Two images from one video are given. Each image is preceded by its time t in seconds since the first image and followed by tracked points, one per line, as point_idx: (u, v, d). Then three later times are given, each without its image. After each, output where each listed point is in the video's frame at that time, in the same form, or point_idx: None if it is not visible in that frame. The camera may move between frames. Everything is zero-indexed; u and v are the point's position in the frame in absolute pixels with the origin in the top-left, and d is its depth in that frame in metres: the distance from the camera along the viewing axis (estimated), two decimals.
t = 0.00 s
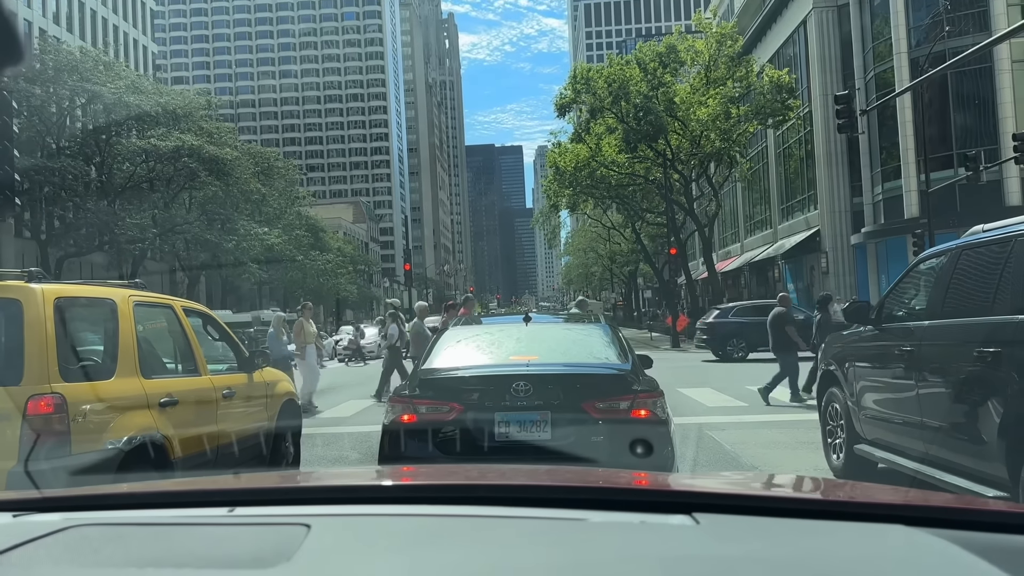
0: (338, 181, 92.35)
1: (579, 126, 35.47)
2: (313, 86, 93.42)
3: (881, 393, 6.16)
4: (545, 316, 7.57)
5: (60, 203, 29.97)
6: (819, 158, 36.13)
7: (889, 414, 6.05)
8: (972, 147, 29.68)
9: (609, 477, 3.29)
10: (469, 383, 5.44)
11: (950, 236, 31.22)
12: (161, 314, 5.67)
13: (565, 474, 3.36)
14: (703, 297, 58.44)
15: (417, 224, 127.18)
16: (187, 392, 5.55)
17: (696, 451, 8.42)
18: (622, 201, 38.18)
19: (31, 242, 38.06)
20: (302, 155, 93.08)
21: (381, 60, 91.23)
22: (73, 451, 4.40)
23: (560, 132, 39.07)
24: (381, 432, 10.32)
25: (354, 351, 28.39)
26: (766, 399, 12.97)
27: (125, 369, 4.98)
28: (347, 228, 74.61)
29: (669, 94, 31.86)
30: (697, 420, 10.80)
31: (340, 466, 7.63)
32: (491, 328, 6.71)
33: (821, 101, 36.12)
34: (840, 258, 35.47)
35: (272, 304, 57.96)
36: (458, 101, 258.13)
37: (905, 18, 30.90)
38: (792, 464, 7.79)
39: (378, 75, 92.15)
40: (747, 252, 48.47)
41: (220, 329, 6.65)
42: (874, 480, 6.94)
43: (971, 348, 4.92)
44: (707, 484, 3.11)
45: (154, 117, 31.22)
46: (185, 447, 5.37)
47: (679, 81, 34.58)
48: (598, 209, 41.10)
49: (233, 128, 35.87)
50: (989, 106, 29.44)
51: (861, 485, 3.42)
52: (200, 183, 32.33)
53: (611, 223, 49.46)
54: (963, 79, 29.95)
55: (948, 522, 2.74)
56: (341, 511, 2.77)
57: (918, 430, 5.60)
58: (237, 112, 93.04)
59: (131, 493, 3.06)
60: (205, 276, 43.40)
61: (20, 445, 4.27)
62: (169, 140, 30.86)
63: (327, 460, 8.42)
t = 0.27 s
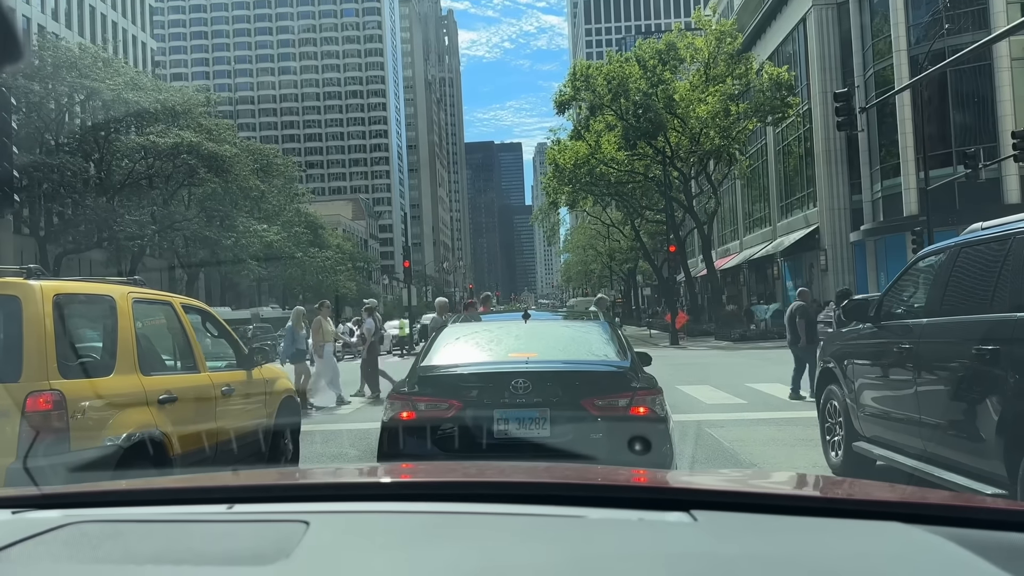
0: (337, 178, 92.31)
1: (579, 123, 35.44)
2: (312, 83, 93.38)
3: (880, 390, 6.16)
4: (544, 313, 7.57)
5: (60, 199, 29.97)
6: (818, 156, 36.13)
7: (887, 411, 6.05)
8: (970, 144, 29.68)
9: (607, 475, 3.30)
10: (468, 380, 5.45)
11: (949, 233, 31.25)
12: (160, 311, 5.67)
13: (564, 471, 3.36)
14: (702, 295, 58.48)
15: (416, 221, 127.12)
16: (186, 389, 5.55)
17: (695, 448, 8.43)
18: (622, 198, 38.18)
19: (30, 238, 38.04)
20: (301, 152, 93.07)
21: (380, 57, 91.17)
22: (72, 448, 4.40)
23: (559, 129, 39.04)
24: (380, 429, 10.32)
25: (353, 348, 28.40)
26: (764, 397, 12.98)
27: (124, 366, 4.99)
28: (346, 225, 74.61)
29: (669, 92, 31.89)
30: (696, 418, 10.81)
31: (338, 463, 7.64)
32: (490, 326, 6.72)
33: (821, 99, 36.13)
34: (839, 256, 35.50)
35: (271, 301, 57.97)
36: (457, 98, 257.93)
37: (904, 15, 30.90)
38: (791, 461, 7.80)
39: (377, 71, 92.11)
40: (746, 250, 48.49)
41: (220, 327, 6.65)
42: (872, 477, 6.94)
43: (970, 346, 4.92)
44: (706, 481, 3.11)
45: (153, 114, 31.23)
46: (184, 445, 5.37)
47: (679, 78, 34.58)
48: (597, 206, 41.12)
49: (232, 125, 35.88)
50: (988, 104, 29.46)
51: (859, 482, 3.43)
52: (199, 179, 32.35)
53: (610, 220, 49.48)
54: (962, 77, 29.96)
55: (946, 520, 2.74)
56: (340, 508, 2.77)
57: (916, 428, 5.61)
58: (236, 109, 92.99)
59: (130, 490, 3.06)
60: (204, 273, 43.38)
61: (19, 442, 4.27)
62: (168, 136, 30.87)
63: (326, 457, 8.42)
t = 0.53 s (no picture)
0: (337, 176, 92.29)
1: (578, 121, 35.44)
2: (311, 80, 93.31)
3: (879, 387, 6.16)
4: (543, 310, 7.55)
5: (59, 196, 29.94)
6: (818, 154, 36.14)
7: (886, 409, 6.05)
8: (970, 143, 29.68)
9: (606, 470, 3.29)
10: (468, 378, 5.45)
11: (948, 231, 31.24)
12: (159, 308, 5.66)
13: (563, 466, 3.36)
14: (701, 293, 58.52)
15: (416, 219, 127.07)
16: (185, 386, 5.54)
17: (694, 446, 8.42)
18: (622, 197, 38.19)
19: (30, 236, 38.07)
20: (300, 149, 92.99)
21: (380, 54, 91.11)
22: (71, 444, 4.40)
23: (560, 127, 38.94)
24: (380, 427, 10.32)
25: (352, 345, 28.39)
26: (764, 394, 12.98)
27: (123, 363, 4.98)
28: (346, 223, 74.61)
29: (669, 90, 31.86)
30: (695, 416, 10.80)
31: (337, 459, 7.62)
32: (489, 323, 6.70)
33: (820, 97, 36.13)
34: (838, 255, 35.52)
35: (270, 298, 57.95)
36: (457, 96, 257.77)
37: (904, 13, 30.89)
38: (789, 459, 7.80)
39: (377, 69, 92.08)
40: (746, 248, 48.49)
41: (218, 323, 6.64)
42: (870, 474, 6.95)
43: (969, 343, 4.92)
44: (703, 476, 3.11)
45: (152, 111, 31.23)
46: (183, 442, 5.37)
47: (679, 76, 34.58)
48: (597, 204, 41.11)
49: (232, 122, 35.88)
50: (989, 102, 29.46)
51: (858, 478, 3.43)
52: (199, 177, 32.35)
53: (609, 218, 49.45)
54: (962, 75, 29.95)
55: (944, 515, 2.75)
56: (339, 503, 2.77)
57: (915, 425, 5.61)
58: (235, 107, 92.92)
59: (128, 485, 3.06)
60: (203, 270, 43.34)
61: (18, 439, 4.26)
62: (167, 133, 30.85)
63: (326, 454, 8.43)
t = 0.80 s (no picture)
0: (337, 174, 92.23)
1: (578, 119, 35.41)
2: (311, 78, 93.22)
3: (878, 386, 6.16)
4: (543, 308, 7.54)
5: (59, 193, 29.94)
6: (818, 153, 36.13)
7: (885, 407, 6.05)
8: (971, 141, 29.67)
9: (605, 468, 3.29)
10: (467, 376, 5.44)
11: (948, 229, 31.21)
12: (159, 306, 5.66)
13: (562, 465, 3.35)
14: (701, 291, 58.52)
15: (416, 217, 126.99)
16: (185, 384, 5.54)
17: (692, 444, 8.42)
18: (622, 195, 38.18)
19: (29, 233, 38.04)
20: (300, 147, 92.94)
21: (380, 52, 91.02)
22: (70, 442, 4.41)
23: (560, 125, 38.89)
24: (378, 425, 10.31)
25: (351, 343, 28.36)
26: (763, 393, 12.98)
27: (123, 361, 4.98)
28: (346, 221, 74.56)
29: (668, 88, 31.85)
30: (695, 414, 10.80)
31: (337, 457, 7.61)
32: (488, 321, 6.70)
33: (821, 95, 36.10)
34: (838, 253, 35.50)
35: (270, 296, 57.92)
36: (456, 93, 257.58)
37: (905, 11, 30.88)
38: (788, 457, 7.80)
39: (377, 67, 92.02)
40: (746, 246, 48.48)
41: (218, 321, 6.64)
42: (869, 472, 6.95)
43: (969, 342, 4.92)
44: (703, 475, 3.11)
45: (152, 108, 31.25)
46: (182, 439, 5.37)
47: (679, 74, 34.54)
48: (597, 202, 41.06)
49: (231, 119, 35.89)
50: (988, 99, 29.44)
51: (856, 476, 3.42)
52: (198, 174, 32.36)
53: (609, 216, 49.38)
54: (962, 73, 29.94)
55: (942, 514, 2.75)
56: (337, 502, 2.78)
57: (915, 424, 5.61)
58: (235, 104, 92.90)
59: (125, 483, 3.06)
60: (202, 268, 43.28)
61: (18, 436, 4.26)
62: (167, 131, 30.82)
63: (325, 452, 8.42)
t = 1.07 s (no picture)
0: (336, 172, 92.18)
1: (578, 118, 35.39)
2: (311, 76, 93.18)
3: (879, 385, 6.15)
4: (543, 307, 7.54)
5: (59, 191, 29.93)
6: (818, 152, 36.12)
7: (886, 406, 6.05)
8: (971, 140, 29.66)
9: (605, 466, 3.29)
10: (468, 374, 5.44)
11: (948, 228, 31.19)
12: (159, 304, 5.66)
13: (564, 463, 3.35)
14: (701, 290, 58.53)
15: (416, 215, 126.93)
16: (185, 382, 5.54)
17: (692, 442, 8.42)
18: (622, 194, 38.16)
19: (29, 231, 38.04)
20: (300, 145, 92.89)
21: (380, 50, 90.96)
22: (71, 440, 4.41)
23: (559, 123, 38.85)
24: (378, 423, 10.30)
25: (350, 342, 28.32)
26: (763, 392, 12.98)
27: (123, 359, 4.98)
28: (346, 219, 74.51)
29: (669, 86, 31.82)
30: (695, 412, 10.80)
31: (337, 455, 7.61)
32: (487, 319, 6.71)
33: (821, 94, 36.08)
34: (838, 252, 35.49)
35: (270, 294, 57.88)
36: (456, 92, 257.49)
37: (905, 10, 30.88)
38: (788, 456, 7.80)
39: (377, 65, 91.98)
40: (746, 244, 48.46)
41: (218, 319, 6.64)
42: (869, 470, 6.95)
43: (969, 341, 4.92)
44: (705, 472, 3.11)
45: (152, 107, 31.26)
46: (183, 437, 5.37)
47: (679, 72, 34.51)
48: (597, 201, 41.01)
49: (231, 118, 35.90)
50: (989, 98, 29.43)
51: (856, 474, 3.43)
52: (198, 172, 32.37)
53: (609, 215, 49.33)
54: (962, 71, 29.95)
55: (943, 511, 2.75)
56: (340, 498, 2.78)
57: (915, 422, 5.61)
58: (235, 102, 92.85)
59: (127, 481, 3.06)
60: (202, 266, 43.23)
61: (19, 434, 4.27)
62: (167, 130, 30.80)
63: (325, 450, 8.41)
